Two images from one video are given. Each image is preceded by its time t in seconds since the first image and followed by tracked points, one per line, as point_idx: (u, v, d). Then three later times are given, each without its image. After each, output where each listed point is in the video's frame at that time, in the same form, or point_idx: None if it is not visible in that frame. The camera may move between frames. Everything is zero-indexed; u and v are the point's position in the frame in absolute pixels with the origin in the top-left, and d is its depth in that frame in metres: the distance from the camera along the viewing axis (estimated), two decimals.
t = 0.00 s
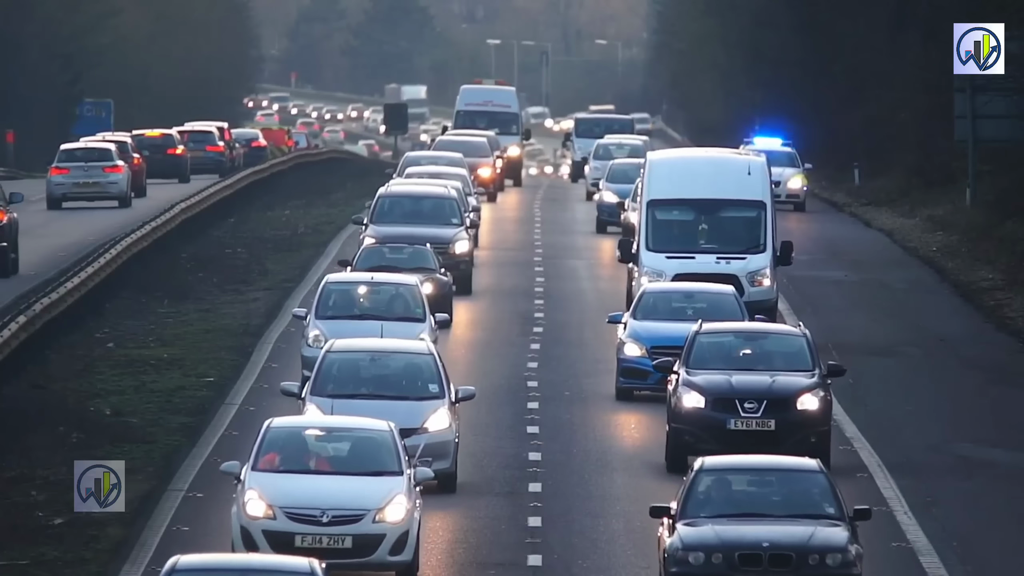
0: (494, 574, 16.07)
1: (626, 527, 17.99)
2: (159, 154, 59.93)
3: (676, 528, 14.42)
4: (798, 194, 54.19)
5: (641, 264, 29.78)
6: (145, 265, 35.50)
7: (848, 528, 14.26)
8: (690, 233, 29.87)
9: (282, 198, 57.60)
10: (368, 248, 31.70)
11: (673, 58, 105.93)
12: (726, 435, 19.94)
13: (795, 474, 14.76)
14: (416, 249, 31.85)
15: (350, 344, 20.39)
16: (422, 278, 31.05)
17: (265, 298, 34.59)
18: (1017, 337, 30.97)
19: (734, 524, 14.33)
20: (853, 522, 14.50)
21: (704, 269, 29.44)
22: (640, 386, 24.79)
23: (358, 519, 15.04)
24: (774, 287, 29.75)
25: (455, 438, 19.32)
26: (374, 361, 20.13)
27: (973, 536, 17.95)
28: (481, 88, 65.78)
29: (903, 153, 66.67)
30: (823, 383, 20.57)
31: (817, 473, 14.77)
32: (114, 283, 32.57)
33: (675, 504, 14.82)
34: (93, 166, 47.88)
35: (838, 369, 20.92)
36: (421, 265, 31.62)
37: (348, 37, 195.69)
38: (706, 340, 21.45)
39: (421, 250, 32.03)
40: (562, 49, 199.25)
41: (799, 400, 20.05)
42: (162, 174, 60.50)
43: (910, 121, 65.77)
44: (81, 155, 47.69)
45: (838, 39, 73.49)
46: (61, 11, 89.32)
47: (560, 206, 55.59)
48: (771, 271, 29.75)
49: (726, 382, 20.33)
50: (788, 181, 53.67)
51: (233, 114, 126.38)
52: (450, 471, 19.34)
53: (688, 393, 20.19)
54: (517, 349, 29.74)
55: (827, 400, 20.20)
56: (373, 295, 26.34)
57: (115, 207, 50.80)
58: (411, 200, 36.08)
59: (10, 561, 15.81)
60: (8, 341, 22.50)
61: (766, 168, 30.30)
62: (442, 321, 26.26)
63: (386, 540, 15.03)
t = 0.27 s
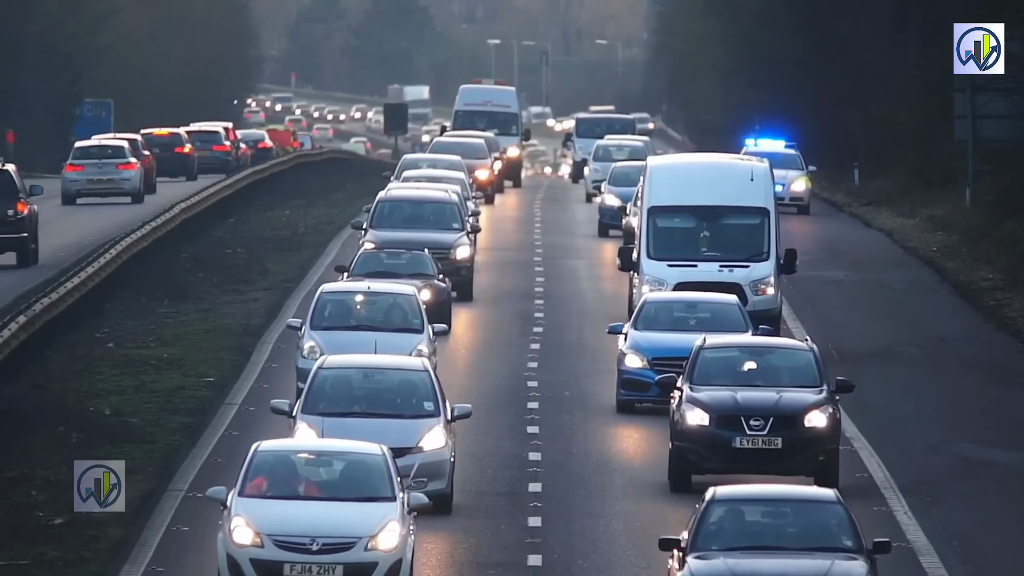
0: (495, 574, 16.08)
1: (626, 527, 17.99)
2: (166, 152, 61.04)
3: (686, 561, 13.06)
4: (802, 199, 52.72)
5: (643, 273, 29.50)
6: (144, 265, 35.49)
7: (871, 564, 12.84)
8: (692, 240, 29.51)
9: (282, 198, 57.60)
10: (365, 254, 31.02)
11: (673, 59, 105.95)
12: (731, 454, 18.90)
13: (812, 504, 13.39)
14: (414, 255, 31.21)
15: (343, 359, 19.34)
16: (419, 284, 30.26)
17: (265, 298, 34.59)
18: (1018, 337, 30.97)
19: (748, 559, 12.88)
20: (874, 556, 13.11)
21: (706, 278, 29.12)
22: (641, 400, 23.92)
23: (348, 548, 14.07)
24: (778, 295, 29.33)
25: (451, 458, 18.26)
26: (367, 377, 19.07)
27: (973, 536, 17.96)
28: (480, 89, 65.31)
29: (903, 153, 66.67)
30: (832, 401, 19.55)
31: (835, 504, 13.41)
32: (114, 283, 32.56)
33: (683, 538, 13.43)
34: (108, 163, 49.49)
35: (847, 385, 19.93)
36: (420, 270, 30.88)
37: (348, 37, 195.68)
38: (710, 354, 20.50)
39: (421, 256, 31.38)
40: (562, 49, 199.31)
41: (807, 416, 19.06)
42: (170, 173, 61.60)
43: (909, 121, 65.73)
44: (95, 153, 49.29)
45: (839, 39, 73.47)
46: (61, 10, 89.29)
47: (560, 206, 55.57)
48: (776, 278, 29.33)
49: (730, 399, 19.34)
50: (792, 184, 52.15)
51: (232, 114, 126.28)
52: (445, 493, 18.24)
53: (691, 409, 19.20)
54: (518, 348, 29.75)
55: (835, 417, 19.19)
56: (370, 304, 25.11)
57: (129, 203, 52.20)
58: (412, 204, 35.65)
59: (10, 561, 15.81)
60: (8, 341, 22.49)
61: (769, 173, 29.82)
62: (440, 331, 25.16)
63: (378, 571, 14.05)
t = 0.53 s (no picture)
0: (495, 574, 16.07)
1: (626, 526, 18.01)
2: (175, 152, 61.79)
3: None
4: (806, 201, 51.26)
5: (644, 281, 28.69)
6: (144, 265, 35.48)
7: None
8: (694, 247, 28.68)
9: (282, 198, 57.61)
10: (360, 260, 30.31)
11: (673, 59, 106.02)
12: (738, 475, 17.80)
13: (828, 537, 11.78)
14: (411, 260, 30.43)
15: (337, 376, 18.35)
16: (416, 290, 29.42)
17: (265, 298, 34.61)
18: (1018, 337, 30.99)
19: None
20: None
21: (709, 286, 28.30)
22: (642, 412, 23.06)
23: None
24: (782, 303, 28.50)
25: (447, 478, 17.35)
26: (360, 394, 18.12)
27: (972, 536, 17.96)
28: (478, 89, 64.58)
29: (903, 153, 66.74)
30: (841, 419, 18.42)
31: (851, 535, 11.85)
32: (114, 284, 32.57)
33: None
34: (120, 160, 50.46)
35: (855, 401, 18.72)
36: (418, 276, 30.04)
37: (348, 37, 195.70)
38: (715, 369, 19.27)
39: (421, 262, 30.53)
40: (563, 50, 199.49)
41: (815, 437, 17.92)
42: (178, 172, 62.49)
43: (909, 121, 65.68)
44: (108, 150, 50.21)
45: (838, 39, 73.47)
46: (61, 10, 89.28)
47: (560, 206, 55.61)
48: (780, 286, 28.50)
49: (735, 416, 18.24)
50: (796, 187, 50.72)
51: (232, 114, 126.22)
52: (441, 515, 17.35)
53: (696, 428, 18.10)
54: (518, 348, 29.77)
55: (845, 437, 18.05)
56: (367, 315, 24.02)
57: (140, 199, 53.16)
58: (412, 209, 35.14)
59: (10, 561, 15.82)
60: (8, 341, 22.47)
61: (773, 179, 29.06)
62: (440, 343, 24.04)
63: None
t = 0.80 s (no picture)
0: (495, 574, 16.08)
1: (626, 526, 18.02)
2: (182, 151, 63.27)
3: None
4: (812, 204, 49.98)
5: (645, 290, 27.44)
6: (145, 265, 35.51)
7: None
8: (698, 255, 27.44)
9: (282, 198, 57.64)
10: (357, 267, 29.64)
11: (672, 59, 106.19)
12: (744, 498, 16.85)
13: None
14: (409, 266, 29.60)
15: (327, 396, 17.23)
16: (412, 297, 28.66)
17: (265, 298, 34.61)
18: (1017, 337, 30.97)
19: None
20: None
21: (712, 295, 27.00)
22: (645, 429, 22.12)
23: None
24: (788, 313, 27.18)
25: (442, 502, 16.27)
26: (352, 415, 17.03)
27: (972, 536, 17.96)
28: (478, 88, 64.38)
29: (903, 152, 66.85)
30: (852, 441, 17.46)
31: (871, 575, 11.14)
32: (114, 284, 32.57)
33: None
34: (131, 157, 52.76)
35: (867, 423, 17.77)
36: (416, 282, 29.24)
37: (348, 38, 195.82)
38: (721, 391, 18.25)
39: (418, 268, 29.67)
40: (563, 50, 199.69)
41: (825, 460, 16.96)
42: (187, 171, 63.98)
43: (909, 120, 65.64)
44: (121, 149, 52.58)
45: (838, 39, 73.47)
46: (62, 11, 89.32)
47: (560, 206, 55.65)
48: (786, 295, 27.18)
49: (742, 438, 17.27)
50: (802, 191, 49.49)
51: (232, 115, 126.26)
52: (435, 540, 16.23)
53: (700, 451, 17.13)
54: (518, 349, 29.78)
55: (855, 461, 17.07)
56: (360, 329, 22.85)
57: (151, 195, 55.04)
58: (411, 213, 33.97)
59: (11, 561, 15.82)
60: (8, 341, 22.48)
61: (779, 185, 27.79)
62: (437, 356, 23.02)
63: None
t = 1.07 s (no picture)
0: (495, 574, 16.07)
1: (626, 527, 18.01)
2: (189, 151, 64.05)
3: None
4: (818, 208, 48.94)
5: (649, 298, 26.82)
6: (144, 266, 35.49)
7: None
8: (702, 262, 26.86)
9: (282, 199, 57.64)
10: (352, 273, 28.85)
11: (671, 59, 106.26)
12: (750, 522, 15.84)
13: None
14: (404, 271, 28.87)
15: (317, 415, 16.18)
16: (408, 304, 27.92)
17: (265, 298, 34.60)
18: (1017, 337, 30.97)
19: None
20: None
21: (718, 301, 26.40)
22: (647, 443, 21.23)
23: None
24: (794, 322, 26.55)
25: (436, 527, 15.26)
26: (343, 435, 15.93)
27: (972, 536, 17.96)
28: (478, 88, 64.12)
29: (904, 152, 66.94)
30: (863, 462, 16.46)
31: None
32: (114, 284, 32.56)
33: None
34: (142, 155, 53.86)
35: (878, 445, 16.88)
36: (411, 288, 28.55)
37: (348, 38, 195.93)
38: (727, 410, 17.22)
39: (413, 273, 28.94)
40: (563, 50, 199.82)
41: (834, 482, 15.95)
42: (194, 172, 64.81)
43: (909, 120, 65.62)
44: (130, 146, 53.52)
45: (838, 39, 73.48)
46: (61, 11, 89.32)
47: (560, 206, 55.65)
48: (792, 303, 26.57)
49: (749, 459, 16.27)
50: (807, 193, 48.47)
51: (232, 114, 126.25)
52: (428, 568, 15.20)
53: (705, 472, 16.12)
54: (518, 348, 29.77)
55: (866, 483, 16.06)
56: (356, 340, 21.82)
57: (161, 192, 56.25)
58: (411, 219, 33.74)
59: (11, 561, 15.81)
60: (8, 341, 22.50)
61: (784, 192, 27.30)
62: (436, 369, 21.92)
63: None
